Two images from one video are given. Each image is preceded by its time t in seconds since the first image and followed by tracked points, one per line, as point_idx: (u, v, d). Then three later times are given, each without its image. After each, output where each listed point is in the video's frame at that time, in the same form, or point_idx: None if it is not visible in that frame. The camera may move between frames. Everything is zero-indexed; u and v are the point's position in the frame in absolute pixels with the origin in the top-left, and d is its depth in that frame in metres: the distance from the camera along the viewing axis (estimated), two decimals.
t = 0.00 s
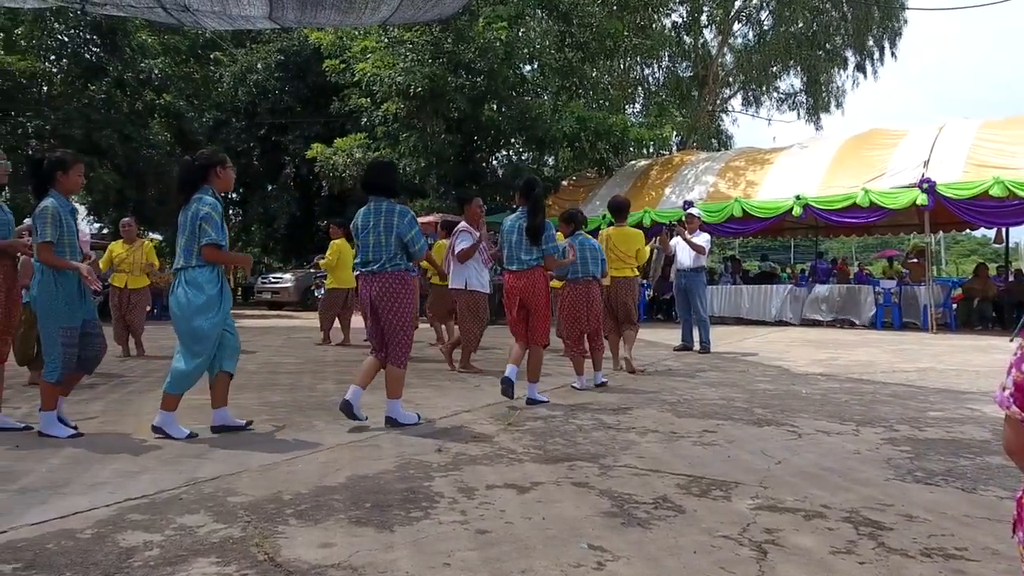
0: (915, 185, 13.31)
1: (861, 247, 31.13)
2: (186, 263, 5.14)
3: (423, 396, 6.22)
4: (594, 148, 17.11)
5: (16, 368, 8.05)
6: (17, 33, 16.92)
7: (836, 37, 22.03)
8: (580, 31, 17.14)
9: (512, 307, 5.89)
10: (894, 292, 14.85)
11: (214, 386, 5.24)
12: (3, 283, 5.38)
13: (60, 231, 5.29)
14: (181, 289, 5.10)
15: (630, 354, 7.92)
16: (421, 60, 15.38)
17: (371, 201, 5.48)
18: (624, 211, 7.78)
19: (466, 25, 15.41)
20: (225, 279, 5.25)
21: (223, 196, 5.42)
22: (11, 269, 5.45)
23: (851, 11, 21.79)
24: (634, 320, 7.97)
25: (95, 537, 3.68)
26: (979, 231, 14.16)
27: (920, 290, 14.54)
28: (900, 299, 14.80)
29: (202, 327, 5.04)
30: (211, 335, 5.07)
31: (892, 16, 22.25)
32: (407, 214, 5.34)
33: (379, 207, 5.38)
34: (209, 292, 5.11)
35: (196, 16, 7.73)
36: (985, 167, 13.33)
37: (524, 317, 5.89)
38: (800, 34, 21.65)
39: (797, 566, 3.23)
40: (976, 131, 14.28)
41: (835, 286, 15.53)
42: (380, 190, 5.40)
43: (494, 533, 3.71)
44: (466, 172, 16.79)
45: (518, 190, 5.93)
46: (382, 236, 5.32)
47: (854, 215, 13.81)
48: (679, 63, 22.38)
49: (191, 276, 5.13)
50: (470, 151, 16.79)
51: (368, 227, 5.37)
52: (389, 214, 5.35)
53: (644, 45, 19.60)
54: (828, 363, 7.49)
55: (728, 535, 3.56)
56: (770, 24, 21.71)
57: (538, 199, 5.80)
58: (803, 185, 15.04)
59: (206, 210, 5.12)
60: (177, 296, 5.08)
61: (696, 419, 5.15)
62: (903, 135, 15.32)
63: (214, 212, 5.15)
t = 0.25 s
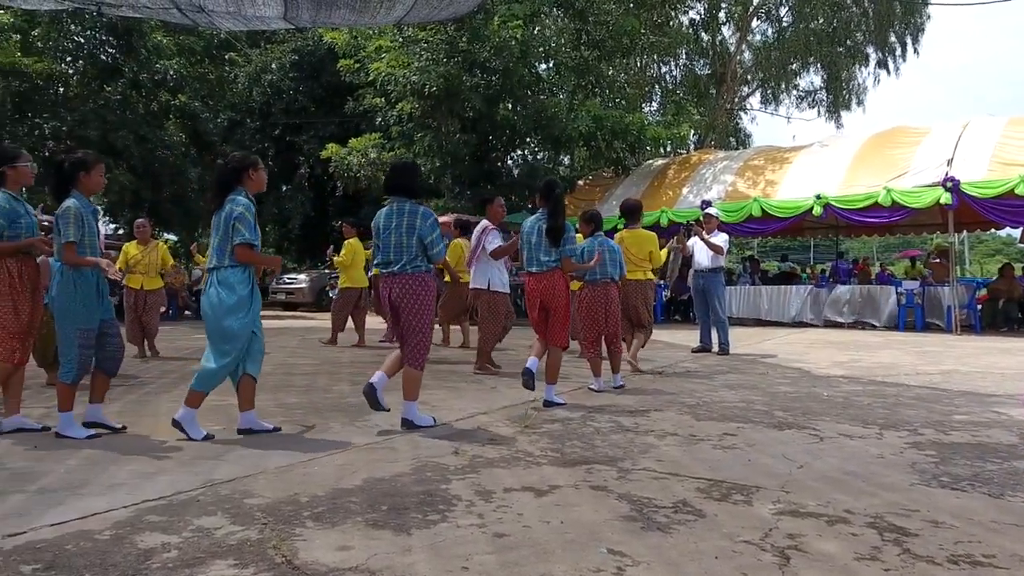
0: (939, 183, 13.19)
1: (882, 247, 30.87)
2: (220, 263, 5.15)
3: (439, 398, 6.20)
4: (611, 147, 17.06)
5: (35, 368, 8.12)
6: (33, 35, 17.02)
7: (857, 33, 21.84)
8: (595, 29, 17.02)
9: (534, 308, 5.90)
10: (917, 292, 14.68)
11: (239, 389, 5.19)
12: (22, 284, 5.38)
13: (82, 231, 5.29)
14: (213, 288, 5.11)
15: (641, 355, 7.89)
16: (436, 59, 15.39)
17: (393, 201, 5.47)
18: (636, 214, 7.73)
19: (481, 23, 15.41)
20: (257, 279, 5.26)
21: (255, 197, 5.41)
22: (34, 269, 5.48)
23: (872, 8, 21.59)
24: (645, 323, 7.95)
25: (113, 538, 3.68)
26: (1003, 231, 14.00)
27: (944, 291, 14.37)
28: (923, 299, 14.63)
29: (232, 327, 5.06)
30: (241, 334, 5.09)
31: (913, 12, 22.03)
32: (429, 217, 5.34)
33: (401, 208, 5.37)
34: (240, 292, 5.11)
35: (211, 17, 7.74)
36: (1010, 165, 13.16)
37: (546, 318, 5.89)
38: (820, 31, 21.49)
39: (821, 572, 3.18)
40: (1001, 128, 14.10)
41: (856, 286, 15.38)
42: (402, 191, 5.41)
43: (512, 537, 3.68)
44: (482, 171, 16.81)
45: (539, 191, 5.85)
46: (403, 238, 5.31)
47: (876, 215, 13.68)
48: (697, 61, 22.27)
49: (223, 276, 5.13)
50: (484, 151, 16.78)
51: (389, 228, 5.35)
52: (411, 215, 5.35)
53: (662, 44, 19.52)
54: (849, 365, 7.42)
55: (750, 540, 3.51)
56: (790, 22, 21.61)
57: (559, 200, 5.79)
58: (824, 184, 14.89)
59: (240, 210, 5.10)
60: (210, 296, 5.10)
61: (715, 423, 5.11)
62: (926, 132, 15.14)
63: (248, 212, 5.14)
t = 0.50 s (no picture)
0: (960, 182, 13.10)
1: (901, 247, 30.58)
2: (248, 266, 5.15)
3: (453, 399, 6.19)
4: (625, 146, 17.01)
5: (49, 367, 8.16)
6: (47, 36, 17.12)
7: (877, 28, 21.69)
8: (609, 26, 17.01)
9: (548, 306, 5.86)
10: (937, 293, 14.54)
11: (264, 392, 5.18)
12: (43, 284, 5.42)
13: (105, 232, 5.29)
14: (244, 291, 5.12)
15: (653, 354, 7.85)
16: (449, 58, 15.39)
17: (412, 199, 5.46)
18: (649, 213, 7.72)
19: (494, 21, 15.41)
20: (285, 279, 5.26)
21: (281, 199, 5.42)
22: (54, 269, 5.51)
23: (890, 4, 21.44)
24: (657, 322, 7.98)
25: (129, 538, 3.69)
26: None
27: (965, 291, 14.22)
28: (944, 300, 14.48)
29: (267, 328, 5.07)
30: (279, 334, 5.11)
31: (933, 8, 21.84)
32: (449, 217, 5.34)
33: (421, 207, 5.37)
34: (271, 293, 5.11)
35: (224, 17, 7.76)
36: None
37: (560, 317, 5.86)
38: (837, 28, 21.37)
39: None
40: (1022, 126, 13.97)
41: (875, 287, 15.27)
42: (421, 190, 5.38)
43: (528, 539, 3.66)
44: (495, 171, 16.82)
45: (555, 190, 5.92)
46: (422, 237, 5.30)
47: (896, 215, 13.54)
48: (713, 58, 22.16)
49: (252, 279, 5.14)
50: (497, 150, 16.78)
51: (408, 227, 5.34)
52: (430, 215, 5.34)
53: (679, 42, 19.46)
54: (869, 367, 7.36)
55: (769, 543, 3.47)
56: (807, 19, 21.54)
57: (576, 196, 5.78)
58: (842, 182, 14.78)
59: (265, 212, 5.10)
60: (242, 299, 5.11)
61: (732, 425, 5.08)
62: (947, 131, 15.03)
63: (273, 213, 5.13)
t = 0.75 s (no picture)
0: (983, 180, 13.01)
1: (922, 247, 30.27)
2: (272, 265, 5.15)
3: (467, 400, 6.17)
4: (640, 145, 16.93)
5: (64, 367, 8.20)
6: (60, 36, 17.21)
7: (897, 23, 21.54)
8: (624, 24, 16.97)
9: (562, 304, 5.83)
10: (959, 294, 14.45)
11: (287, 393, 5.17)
12: (63, 284, 5.43)
13: (130, 232, 5.29)
14: (271, 291, 5.12)
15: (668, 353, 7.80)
16: (462, 57, 15.39)
17: (431, 198, 5.44)
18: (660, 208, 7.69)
19: (507, 20, 15.39)
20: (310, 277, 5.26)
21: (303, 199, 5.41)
22: (71, 269, 5.52)
23: None
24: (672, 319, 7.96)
25: (144, 538, 3.68)
26: None
27: (988, 291, 14.12)
28: (966, 301, 14.40)
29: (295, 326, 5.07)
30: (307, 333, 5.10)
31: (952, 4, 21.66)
32: (468, 216, 5.32)
33: (440, 206, 5.33)
34: (297, 293, 5.11)
35: (237, 17, 7.77)
36: None
37: (575, 314, 5.82)
38: (856, 25, 21.23)
39: None
40: None
41: (895, 287, 15.20)
42: (440, 189, 5.36)
43: (544, 540, 3.63)
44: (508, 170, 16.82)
45: (572, 188, 5.93)
46: (440, 236, 5.29)
47: (916, 213, 13.46)
48: (729, 55, 22.13)
49: (276, 278, 5.13)
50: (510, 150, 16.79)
51: (427, 225, 5.32)
52: (449, 214, 5.32)
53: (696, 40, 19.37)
54: (889, 368, 7.30)
55: (789, 546, 3.43)
56: (826, 16, 21.41)
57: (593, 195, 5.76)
58: (861, 181, 14.67)
59: (288, 211, 5.10)
60: (269, 298, 5.12)
61: (750, 427, 5.04)
62: (968, 129, 14.91)
63: (296, 213, 5.13)
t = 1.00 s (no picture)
0: (1000, 179, 12.92)
1: (938, 246, 30.05)
2: (290, 262, 5.14)
3: (479, 401, 6.14)
4: (652, 144, 16.88)
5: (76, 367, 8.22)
6: (71, 36, 17.28)
7: (914, 19, 21.38)
8: (636, 22, 16.92)
9: (574, 304, 5.81)
10: (977, 294, 14.34)
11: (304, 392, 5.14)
12: (78, 286, 5.43)
13: (149, 231, 5.29)
14: (288, 287, 5.11)
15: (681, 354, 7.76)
16: (472, 55, 15.38)
17: (445, 197, 5.41)
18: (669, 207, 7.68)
19: (518, 19, 15.34)
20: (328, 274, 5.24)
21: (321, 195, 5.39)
22: (85, 270, 5.52)
23: None
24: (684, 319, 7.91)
25: (156, 538, 3.67)
26: None
27: (1006, 292, 14.03)
28: (984, 301, 14.29)
29: (314, 322, 5.06)
30: (325, 329, 5.09)
31: None
32: (483, 216, 5.29)
33: (455, 206, 5.31)
34: (316, 289, 5.10)
35: (246, 16, 7.77)
36: None
37: (587, 314, 5.79)
38: (872, 21, 21.07)
39: None
40: None
41: (911, 287, 15.09)
42: (455, 189, 5.35)
43: (556, 543, 3.61)
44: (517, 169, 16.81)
45: (585, 186, 5.84)
46: (454, 235, 5.26)
47: (931, 212, 13.36)
48: (741, 53, 22.04)
49: (295, 274, 5.12)
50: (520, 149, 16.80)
51: (442, 225, 5.30)
52: (463, 214, 5.29)
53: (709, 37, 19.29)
54: (905, 370, 7.23)
55: (805, 550, 3.39)
56: (840, 12, 21.27)
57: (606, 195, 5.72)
58: (877, 180, 14.55)
59: (305, 208, 5.08)
60: (286, 295, 5.10)
61: (765, 428, 5.00)
62: (986, 127, 14.76)
63: (313, 209, 5.11)
